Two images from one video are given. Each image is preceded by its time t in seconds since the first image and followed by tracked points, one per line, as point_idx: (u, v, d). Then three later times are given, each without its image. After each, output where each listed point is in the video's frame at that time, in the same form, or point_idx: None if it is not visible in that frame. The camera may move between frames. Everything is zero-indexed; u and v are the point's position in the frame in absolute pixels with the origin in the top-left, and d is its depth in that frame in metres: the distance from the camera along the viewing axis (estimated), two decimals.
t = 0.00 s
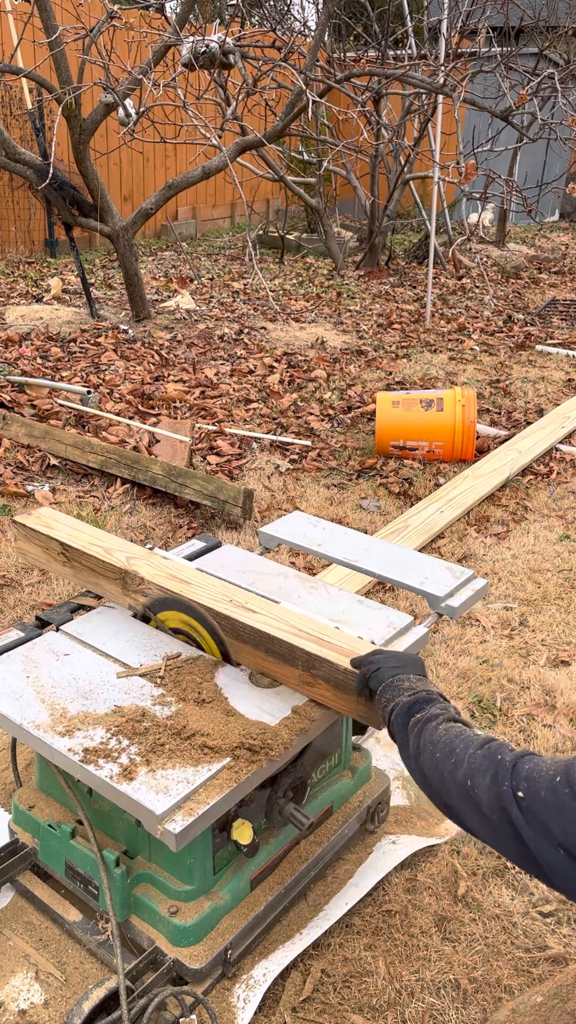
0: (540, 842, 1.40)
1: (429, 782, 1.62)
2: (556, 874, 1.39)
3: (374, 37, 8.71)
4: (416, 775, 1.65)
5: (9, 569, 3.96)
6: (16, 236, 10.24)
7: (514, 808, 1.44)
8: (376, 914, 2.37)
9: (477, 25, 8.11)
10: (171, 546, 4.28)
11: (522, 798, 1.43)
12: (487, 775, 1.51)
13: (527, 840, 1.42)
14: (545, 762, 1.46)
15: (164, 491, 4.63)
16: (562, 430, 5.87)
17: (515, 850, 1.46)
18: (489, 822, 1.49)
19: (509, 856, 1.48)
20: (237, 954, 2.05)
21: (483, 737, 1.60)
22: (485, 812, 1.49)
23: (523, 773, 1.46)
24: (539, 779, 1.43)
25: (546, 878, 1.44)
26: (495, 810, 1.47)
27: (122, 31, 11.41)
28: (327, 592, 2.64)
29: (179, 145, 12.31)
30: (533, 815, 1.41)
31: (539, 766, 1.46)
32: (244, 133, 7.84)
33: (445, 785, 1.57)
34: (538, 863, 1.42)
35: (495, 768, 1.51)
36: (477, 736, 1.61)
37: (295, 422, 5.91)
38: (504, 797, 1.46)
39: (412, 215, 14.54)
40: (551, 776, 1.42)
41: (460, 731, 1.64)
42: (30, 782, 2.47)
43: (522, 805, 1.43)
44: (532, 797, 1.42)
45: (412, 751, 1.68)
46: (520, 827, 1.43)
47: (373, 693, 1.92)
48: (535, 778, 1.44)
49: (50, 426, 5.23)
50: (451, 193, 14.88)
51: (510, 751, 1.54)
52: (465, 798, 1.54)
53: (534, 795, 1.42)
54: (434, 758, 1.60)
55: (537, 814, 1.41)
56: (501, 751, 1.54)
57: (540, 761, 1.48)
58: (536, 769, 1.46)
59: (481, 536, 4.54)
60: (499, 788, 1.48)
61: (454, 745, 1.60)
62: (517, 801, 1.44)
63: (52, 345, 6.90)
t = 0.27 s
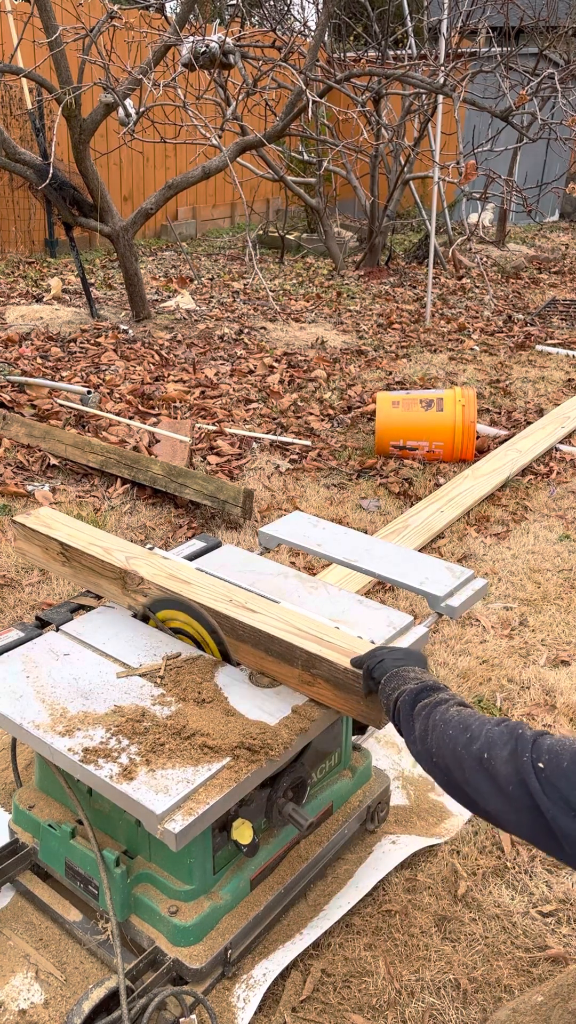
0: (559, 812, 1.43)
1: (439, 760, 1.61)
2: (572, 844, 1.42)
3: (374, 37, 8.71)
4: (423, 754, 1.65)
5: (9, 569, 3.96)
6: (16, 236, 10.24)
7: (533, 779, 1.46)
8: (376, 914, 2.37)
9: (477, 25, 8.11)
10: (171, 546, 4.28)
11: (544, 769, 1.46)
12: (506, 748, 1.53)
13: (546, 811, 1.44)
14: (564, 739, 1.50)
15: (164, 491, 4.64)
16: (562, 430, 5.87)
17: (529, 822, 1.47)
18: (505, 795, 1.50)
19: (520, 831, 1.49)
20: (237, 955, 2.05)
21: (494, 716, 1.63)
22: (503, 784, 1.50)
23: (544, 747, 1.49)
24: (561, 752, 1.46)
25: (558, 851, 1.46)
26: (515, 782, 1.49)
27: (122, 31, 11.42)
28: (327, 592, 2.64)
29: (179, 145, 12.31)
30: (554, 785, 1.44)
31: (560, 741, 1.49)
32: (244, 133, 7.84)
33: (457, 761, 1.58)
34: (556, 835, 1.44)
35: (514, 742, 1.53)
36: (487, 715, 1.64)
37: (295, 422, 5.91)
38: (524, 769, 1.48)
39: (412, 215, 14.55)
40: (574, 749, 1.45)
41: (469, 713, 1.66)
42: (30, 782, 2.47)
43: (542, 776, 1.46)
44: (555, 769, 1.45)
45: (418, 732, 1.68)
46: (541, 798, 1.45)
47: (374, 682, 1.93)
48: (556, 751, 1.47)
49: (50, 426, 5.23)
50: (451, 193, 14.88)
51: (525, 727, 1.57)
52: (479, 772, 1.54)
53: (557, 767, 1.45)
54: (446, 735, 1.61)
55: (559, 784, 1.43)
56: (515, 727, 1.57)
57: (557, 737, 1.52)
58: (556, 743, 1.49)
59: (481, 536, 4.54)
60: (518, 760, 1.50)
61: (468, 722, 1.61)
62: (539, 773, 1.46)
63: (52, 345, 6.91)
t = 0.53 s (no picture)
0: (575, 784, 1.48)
1: (451, 737, 1.64)
2: None
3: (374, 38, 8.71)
4: (433, 731, 1.68)
5: (9, 569, 3.96)
6: (16, 236, 10.24)
7: (549, 753, 1.51)
8: (376, 914, 2.37)
9: (477, 25, 8.11)
10: (171, 546, 4.28)
11: (559, 742, 1.51)
12: (522, 723, 1.57)
13: (561, 783, 1.49)
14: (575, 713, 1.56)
15: (164, 491, 4.64)
16: (562, 431, 5.87)
17: (543, 794, 1.51)
18: (520, 768, 1.54)
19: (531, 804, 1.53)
20: (238, 954, 2.05)
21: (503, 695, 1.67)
22: (518, 757, 1.54)
23: (558, 720, 1.54)
24: None
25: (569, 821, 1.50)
26: (531, 755, 1.53)
27: (122, 31, 11.42)
28: (326, 592, 2.64)
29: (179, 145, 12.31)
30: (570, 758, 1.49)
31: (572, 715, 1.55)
32: (244, 133, 7.84)
33: (471, 736, 1.61)
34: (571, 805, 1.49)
35: (528, 717, 1.58)
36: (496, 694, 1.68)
37: (295, 422, 5.91)
38: (539, 742, 1.53)
39: (412, 215, 14.55)
40: None
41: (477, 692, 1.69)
42: (30, 782, 2.47)
43: (558, 750, 1.51)
44: (570, 742, 1.50)
45: (428, 710, 1.71)
46: (556, 770, 1.49)
47: (367, 670, 1.96)
48: (572, 725, 1.52)
49: (50, 426, 5.23)
50: (451, 193, 14.89)
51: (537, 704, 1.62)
52: (493, 746, 1.58)
53: (573, 740, 1.50)
54: (459, 712, 1.64)
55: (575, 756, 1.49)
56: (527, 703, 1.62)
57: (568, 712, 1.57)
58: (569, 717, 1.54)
59: (481, 536, 4.54)
60: (533, 734, 1.54)
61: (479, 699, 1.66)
62: (556, 745, 1.51)
63: (52, 345, 6.91)
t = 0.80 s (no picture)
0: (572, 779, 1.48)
1: (449, 733, 1.65)
2: None
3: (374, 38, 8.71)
4: (432, 727, 1.68)
5: (9, 569, 3.96)
6: (16, 236, 10.24)
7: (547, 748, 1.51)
8: (376, 914, 2.37)
9: (477, 25, 8.11)
10: (171, 546, 4.28)
11: (556, 739, 1.50)
12: (520, 718, 1.56)
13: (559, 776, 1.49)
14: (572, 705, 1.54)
15: (164, 491, 4.64)
16: (562, 431, 5.87)
17: (542, 788, 1.53)
18: (520, 764, 1.54)
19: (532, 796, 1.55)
20: (238, 955, 2.05)
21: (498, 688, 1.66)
22: (516, 753, 1.55)
23: (555, 715, 1.53)
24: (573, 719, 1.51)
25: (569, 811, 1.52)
26: (529, 752, 1.53)
27: (122, 31, 11.42)
28: (327, 592, 2.64)
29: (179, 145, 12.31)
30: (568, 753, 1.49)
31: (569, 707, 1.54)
32: (244, 133, 7.84)
33: (469, 733, 1.61)
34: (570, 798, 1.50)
35: (526, 712, 1.57)
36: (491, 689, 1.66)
37: (295, 422, 5.91)
38: (536, 738, 1.53)
39: (412, 215, 14.55)
40: None
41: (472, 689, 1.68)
42: (30, 782, 2.47)
43: (556, 745, 1.50)
44: (567, 739, 1.49)
45: (425, 707, 1.70)
46: (555, 767, 1.49)
47: (356, 670, 1.95)
48: (569, 719, 1.51)
49: (50, 426, 5.23)
50: (451, 193, 14.89)
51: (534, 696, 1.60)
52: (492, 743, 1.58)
53: (570, 737, 1.49)
54: (457, 710, 1.63)
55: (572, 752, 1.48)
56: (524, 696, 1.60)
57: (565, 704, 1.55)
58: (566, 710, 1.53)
59: (481, 536, 4.54)
60: (531, 730, 1.54)
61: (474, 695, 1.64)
62: (553, 742, 1.50)
63: (52, 345, 6.91)
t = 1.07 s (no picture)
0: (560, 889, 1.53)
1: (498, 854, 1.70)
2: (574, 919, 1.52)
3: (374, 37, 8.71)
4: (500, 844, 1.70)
5: (9, 569, 3.96)
6: (16, 236, 10.24)
7: (532, 860, 1.57)
8: (376, 914, 2.37)
9: (477, 25, 8.10)
10: (171, 546, 4.28)
11: (537, 853, 1.57)
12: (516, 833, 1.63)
13: (544, 890, 1.54)
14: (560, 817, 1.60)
15: (164, 491, 4.63)
16: (562, 431, 5.87)
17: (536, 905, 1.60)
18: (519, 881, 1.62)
19: (535, 916, 1.59)
20: (238, 955, 2.05)
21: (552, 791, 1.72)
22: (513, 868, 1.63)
23: (539, 829, 1.60)
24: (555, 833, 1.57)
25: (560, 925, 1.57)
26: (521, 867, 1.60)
27: (122, 31, 11.42)
28: (327, 592, 2.64)
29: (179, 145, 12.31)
30: (550, 863, 1.54)
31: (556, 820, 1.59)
32: (244, 133, 7.84)
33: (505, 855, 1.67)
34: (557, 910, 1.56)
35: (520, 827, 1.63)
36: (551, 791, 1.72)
37: (295, 422, 5.91)
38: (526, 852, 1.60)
39: (412, 215, 14.55)
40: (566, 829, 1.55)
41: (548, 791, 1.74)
42: (30, 782, 2.47)
43: (540, 857, 1.57)
44: (544, 853, 1.56)
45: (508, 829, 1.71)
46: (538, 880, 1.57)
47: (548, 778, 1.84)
48: (548, 836, 1.57)
49: (50, 426, 5.23)
50: (451, 193, 14.89)
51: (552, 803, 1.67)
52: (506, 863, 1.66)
53: (548, 849, 1.56)
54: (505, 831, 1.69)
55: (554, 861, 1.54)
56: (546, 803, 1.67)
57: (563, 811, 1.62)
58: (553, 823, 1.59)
59: (481, 536, 4.54)
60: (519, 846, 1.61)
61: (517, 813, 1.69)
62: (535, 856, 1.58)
63: (52, 345, 6.91)
